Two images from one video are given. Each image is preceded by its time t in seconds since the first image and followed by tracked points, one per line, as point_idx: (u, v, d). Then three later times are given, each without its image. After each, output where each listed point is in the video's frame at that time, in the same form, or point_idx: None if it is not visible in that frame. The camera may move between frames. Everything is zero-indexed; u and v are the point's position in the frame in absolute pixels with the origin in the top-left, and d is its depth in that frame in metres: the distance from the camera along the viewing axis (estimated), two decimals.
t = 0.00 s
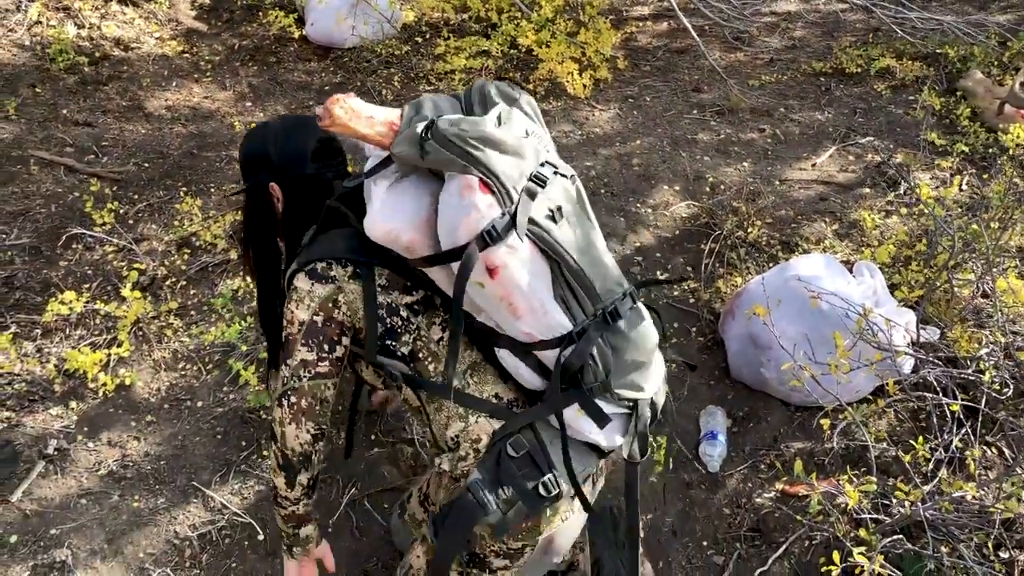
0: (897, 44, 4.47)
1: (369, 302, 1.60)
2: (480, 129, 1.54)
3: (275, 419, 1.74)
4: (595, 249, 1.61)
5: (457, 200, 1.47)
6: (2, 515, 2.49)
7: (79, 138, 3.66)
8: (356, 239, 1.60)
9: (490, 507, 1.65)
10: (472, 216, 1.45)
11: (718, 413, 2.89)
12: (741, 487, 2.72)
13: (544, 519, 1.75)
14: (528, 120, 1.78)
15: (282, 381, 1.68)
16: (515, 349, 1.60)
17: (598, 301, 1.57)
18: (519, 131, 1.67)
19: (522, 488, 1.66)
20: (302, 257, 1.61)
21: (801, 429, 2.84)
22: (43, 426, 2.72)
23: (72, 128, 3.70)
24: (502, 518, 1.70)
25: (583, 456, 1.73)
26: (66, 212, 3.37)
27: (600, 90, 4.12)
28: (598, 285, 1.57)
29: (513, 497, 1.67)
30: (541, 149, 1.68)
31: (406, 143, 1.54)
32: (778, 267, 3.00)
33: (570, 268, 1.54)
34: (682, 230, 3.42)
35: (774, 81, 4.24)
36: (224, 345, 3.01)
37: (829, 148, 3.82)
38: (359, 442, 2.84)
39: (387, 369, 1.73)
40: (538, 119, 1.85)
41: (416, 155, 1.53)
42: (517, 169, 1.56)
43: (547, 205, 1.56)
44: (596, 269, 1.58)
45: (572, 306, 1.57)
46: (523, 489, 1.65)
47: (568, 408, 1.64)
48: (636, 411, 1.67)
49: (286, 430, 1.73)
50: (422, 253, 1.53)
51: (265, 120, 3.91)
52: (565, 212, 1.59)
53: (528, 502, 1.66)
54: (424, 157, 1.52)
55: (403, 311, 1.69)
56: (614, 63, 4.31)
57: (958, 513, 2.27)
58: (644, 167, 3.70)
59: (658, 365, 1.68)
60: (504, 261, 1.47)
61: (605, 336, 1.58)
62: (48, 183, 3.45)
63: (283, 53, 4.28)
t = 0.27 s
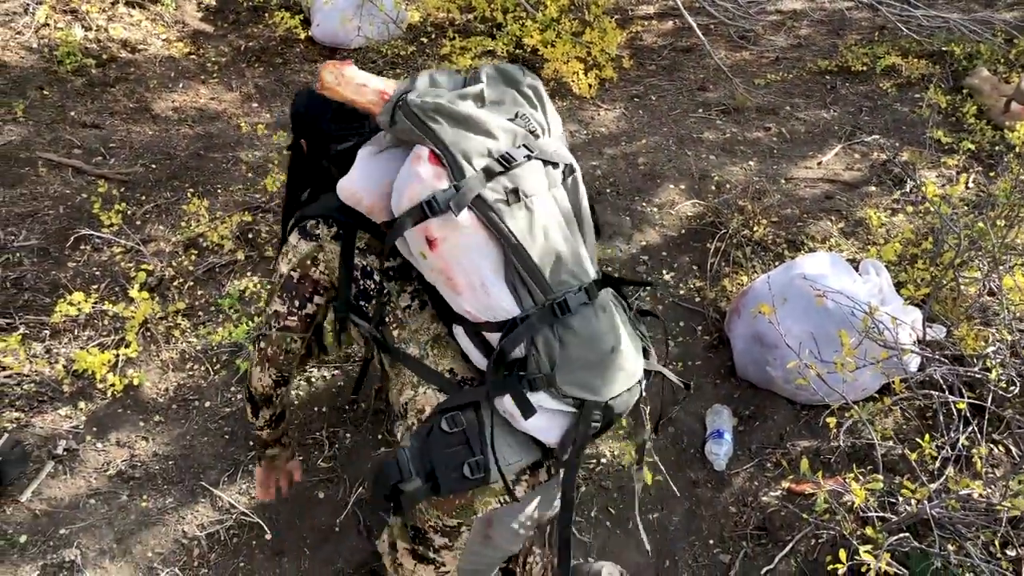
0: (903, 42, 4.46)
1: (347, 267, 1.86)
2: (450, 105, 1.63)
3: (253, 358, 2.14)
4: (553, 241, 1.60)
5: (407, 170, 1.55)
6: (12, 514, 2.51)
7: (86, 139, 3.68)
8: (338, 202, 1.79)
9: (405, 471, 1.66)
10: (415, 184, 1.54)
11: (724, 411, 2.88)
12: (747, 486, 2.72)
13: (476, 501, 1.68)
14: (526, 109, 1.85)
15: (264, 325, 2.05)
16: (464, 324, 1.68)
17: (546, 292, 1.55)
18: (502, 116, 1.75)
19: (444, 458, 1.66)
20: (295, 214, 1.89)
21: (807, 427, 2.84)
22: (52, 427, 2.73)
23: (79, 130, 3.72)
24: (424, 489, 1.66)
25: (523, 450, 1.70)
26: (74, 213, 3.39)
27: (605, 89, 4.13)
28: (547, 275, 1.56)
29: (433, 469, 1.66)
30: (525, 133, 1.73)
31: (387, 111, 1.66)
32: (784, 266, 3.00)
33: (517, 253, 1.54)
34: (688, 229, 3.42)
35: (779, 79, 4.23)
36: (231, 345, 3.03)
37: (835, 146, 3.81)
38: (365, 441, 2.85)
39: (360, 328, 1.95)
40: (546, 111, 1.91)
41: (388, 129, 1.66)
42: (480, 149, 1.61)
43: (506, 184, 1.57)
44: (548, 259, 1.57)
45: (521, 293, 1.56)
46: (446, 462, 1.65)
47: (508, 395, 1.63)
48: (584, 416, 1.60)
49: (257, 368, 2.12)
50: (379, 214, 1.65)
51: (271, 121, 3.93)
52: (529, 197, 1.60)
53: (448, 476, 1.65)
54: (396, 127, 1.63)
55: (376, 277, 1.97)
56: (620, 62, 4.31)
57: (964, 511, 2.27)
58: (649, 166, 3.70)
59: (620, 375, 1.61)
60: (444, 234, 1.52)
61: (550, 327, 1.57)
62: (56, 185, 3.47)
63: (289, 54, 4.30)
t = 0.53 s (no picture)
0: (909, 45, 4.45)
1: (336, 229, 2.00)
2: (408, 82, 1.92)
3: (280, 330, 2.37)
4: (490, 215, 1.77)
5: (361, 134, 1.88)
6: (21, 517, 2.52)
7: (94, 144, 3.70)
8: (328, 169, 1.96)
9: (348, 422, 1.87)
10: (365, 147, 1.86)
11: (729, 413, 2.88)
12: (753, 488, 2.72)
13: (422, 461, 1.86)
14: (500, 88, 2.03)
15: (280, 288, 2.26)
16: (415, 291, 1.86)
17: (474, 260, 1.73)
18: (466, 95, 1.97)
19: (381, 417, 1.83)
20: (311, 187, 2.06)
21: (813, 429, 2.84)
22: (60, 429, 2.75)
23: (87, 134, 3.74)
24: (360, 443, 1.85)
25: (458, 417, 1.84)
26: (81, 217, 3.41)
27: (610, 92, 4.13)
28: (477, 243, 1.74)
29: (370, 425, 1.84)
30: (483, 111, 1.94)
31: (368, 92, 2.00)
32: (789, 268, 3.00)
33: (446, 221, 1.75)
34: (693, 232, 3.43)
35: (785, 82, 4.23)
36: (238, 348, 3.04)
37: (840, 149, 3.80)
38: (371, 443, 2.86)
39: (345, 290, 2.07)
40: (526, 90, 2.08)
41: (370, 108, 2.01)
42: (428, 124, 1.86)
43: (444, 157, 1.80)
44: (480, 230, 1.75)
45: (454, 260, 1.76)
46: (383, 418, 1.83)
47: (444, 362, 1.77)
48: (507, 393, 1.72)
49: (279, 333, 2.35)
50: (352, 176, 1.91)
51: (277, 125, 3.95)
52: (470, 168, 1.81)
53: (382, 433, 1.82)
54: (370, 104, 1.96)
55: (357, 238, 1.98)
56: (625, 65, 4.31)
57: (970, 513, 2.27)
58: (654, 169, 3.70)
59: (550, 348, 1.73)
60: (385, 199, 1.78)
61: (480, 297, 1.74)
62: (63, 189, 3.49)
63: (295, 59, 4.32)
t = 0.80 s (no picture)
0: (916, 54, 4.45)
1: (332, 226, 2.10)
2: (369, 83, 1.97)
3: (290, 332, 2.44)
4: (444, 210, 1.81)
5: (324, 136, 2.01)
6: (30, 525, 2.53)
7: (104, 154, 3.73)
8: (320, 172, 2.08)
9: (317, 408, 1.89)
10: (327, 149, 1.98)
11: (738, 423, 2.87)
12: (761, 498, 2.71)
13: (383, 451, 1.88)
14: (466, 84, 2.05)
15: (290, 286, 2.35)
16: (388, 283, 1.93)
17: (428, 254, 1.79)
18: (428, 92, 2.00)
19: (349, 404, 1.86)
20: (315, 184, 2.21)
21: (821, 439, 2.83)
22: (70, 438, 2.76)
23: (97, 144, 3.76)
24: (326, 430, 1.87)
25: (423, 408, 1.86)
26: (91, 226, 3.43)
27: (618, 101, 4.14)
28: (431, 238, 1.79)
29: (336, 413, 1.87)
30: (444, 106, 1.96)
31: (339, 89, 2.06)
32: (796, 277, 2.99)
33: (400, 218, 1.81)
34: (700, 241, 3.42)
35: (792, 91, 4.23)
36: (247, 357, 3.06)
37: (848, 158, 3.80)
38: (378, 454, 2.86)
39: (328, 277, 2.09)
40: (493, 85, 2.09)
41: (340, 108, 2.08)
42: (387, 122, 1.90)
43: (400, 155, 1.84)
44: (434, 225, 1.79)
45: (412, 255, 1.82)
46: (351, 406, 1.86)
47: (407, 354, 1.82)
48: (464, 385, 1.76)
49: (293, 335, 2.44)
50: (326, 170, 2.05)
51: (286, 135, 3.97)
52: (424, 165, 1.84)
53: (348, 420, 1.85)
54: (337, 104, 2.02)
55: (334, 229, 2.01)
56: (632, 75, 4.31)
57: (980, 524, 2.25)
58: (662, 178, 3.71)
59: (501, 341, 1.76)
60: (343, 196, 1.85)
61: (436, 291, 1.79)
62: (74, 199, 3.52)
63: (304, 69, 4.36)
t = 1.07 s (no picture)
0: (928, 68, 4.45)
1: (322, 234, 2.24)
2: (324, 87, 2.15)
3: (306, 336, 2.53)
4: (371, 210, 1.97)
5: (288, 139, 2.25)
6: (44, 537, 2.53)
7: (119, 167, 3.76)
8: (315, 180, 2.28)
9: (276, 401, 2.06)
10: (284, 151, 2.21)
11: (750, 438, 2.86)
12: (774, 513, 2.69)
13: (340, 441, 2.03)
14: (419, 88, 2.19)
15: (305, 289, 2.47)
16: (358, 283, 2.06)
17: (356, 251, 1.97)
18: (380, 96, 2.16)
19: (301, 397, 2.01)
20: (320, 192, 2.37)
21: (835, 454, 2.81)
22: (84, 450, 2.77)
23: (112, 157, 3.80)
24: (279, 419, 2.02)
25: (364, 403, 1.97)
26: (106, 239, 3.46)
27: (629, 115, 4.15)
28: (359, 236, 1.97)
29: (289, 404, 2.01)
30: (391, 110, 2.11)
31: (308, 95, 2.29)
32: (809, 292, 2.99)
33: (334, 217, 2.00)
34: (712, 255, 3.42)
35: (804, 105, 4.24)
36: (260, 369, 3.07)
37: (860, 172, 3.79)
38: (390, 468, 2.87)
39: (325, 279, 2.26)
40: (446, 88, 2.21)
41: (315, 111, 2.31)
42: (334, 127, 2.09)
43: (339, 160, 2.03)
44: (361, 225, 1.97)
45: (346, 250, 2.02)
46: (303, 397, 2.01)
47: (347, 348, 1.97)
48: (380, 379, 1.86)
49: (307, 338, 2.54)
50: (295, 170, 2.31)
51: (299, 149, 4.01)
52: (358, 167, 2.02)
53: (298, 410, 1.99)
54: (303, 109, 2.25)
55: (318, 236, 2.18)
56: (643, 89, 4.33)
57: (996, 541, 2.23)
58: (673, 192, 3.71)
59: (416, 336, 1.85)
60: (294, 195, 2.09)
61: (363, 287, 1.94)
62: (89, 212, 3.55)
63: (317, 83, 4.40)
